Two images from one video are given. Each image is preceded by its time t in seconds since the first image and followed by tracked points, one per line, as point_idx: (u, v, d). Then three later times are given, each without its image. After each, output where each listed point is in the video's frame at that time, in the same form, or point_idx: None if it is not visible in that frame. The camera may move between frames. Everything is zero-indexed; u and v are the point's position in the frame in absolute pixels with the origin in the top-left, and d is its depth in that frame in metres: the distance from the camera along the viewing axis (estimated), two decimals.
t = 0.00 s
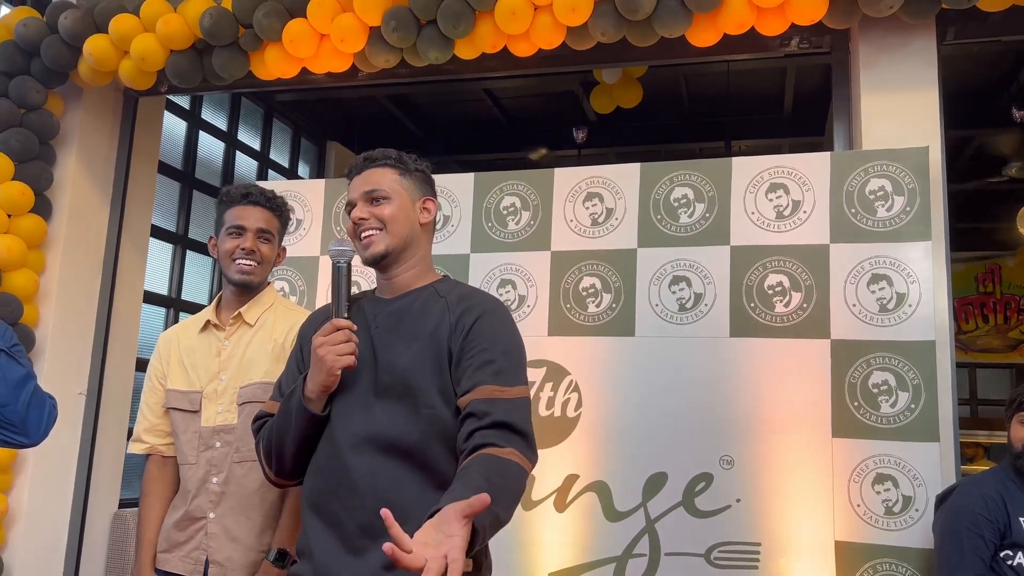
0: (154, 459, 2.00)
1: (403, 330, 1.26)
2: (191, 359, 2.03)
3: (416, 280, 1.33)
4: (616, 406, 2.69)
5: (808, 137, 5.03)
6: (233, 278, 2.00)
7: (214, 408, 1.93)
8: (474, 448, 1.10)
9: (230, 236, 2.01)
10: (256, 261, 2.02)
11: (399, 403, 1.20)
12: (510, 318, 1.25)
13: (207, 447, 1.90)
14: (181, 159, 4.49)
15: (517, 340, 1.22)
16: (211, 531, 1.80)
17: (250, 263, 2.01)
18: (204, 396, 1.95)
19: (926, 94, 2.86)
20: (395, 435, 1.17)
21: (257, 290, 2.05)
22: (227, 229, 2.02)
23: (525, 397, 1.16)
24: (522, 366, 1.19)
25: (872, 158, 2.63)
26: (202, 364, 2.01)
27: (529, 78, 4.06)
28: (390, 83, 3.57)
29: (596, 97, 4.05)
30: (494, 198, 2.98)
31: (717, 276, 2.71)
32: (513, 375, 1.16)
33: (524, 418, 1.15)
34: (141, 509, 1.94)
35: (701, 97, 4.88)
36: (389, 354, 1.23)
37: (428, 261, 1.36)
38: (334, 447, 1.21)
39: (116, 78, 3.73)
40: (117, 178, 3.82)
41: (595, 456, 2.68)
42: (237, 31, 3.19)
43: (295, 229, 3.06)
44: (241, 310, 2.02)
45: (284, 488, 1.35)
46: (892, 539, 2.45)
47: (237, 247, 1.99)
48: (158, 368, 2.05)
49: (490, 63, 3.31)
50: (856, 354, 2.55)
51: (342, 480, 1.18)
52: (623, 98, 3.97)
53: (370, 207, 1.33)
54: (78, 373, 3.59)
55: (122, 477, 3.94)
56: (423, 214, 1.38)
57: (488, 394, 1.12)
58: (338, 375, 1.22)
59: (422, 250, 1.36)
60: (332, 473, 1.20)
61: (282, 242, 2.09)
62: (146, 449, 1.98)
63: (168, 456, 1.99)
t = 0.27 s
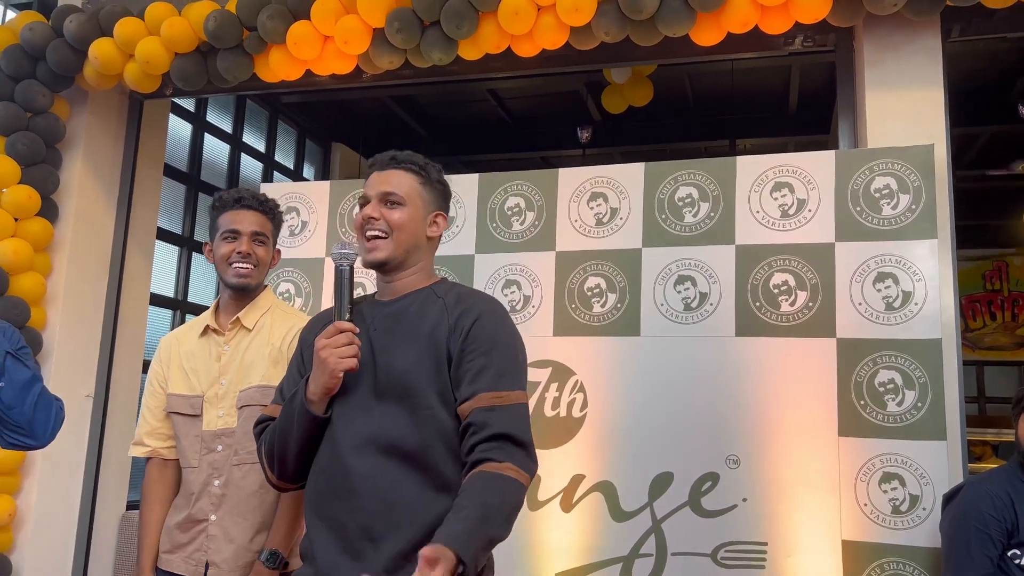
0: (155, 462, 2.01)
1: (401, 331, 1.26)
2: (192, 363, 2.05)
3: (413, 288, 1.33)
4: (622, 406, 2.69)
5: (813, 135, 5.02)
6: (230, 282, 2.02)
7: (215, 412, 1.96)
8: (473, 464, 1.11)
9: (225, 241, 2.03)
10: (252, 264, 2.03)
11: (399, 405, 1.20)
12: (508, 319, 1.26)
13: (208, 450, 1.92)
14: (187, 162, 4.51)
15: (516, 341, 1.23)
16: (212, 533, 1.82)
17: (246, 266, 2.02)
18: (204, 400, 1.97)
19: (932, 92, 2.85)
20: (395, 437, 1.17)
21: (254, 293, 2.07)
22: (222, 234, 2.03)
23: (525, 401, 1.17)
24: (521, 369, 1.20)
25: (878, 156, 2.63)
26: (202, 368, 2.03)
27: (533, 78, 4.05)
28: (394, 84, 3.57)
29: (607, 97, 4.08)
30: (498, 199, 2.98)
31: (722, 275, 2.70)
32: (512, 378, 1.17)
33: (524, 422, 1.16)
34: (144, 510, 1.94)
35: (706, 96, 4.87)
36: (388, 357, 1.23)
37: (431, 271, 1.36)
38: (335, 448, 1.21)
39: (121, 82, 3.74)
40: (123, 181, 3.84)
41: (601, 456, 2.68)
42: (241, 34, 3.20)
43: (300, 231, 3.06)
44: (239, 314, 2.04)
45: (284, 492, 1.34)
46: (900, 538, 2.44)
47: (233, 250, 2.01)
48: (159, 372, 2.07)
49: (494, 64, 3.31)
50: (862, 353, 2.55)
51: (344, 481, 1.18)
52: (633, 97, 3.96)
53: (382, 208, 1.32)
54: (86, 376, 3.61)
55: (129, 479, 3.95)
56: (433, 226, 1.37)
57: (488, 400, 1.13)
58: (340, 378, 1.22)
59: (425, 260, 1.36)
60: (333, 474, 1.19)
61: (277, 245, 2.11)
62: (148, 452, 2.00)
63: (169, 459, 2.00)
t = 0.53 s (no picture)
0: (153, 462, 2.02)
1: (389, 339, 1.25)
2: (191, 366, 2.08)
3: (399, 290, 1.34)
4: (627, 405, 2.69)
5: (819, 131, 5.00)
6: (229, 285, 2.07)
7: (214, 414, 1.98)
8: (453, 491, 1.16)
9: (224, 245, 2.10)
10: (251, 268, 2.09)
11: (388, 413, 1.21)
12: (494, 324, 1.27)
13: (207, 451, 1.94)
14: (193, 163, 4.52)
15: (501, 348, 1.23)
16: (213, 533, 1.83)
17: (246, 269, 2.08)
18: (203, 402, 2.00)
19: (937, 88, 2.84)
20: (390, 442, 1.18)
21: (252, 296, 2.12)
22: (222, 238, 2.10)
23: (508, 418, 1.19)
24: (507, 381, 1.21)
25: (883, 153, 2.62)
26: (201, 371, 2.06)
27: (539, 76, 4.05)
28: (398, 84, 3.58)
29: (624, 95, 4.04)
30: (503, 198, 2.98)
31: (728, 273, 2.70)
32: (498, 394, 1.19)
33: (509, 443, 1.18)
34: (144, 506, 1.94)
35: (711, 93, 4.86)
36: (374, 366, 1.23)
37: (419, 276, 1.37)
38: (328, 452, 1.21)
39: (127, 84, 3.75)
40: (129, 182, 3.85)
41: (607, 455, 2.68)
42: (246, 35, 3.20)
43: (306, 232, 3.07)
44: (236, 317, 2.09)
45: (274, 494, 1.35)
46: (909, 535, 2.43)
47: (233, 254, 2.07)
48: (158, 373, 2.09)
49: (498, 63, 3.31)
50: (868, 350, 2.54)
51: (340, 484, 1.18)
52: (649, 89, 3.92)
53: (382, 208, 1.34)
54: (94, 377, 3.62)
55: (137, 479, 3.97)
56: (427, 235, 1.39)
57: (474, 421, 1.16)
58: (331, 382, 1.21)
59: (414, 264, 1.37)
60: (328, 477, 1.19)
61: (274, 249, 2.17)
62: (146, 452, 2.01)
63: (167, 459, 2.01)
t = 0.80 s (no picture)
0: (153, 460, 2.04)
1: (396, 331, 1.25)
2: (192, 366, 2.10)
3: (404, 283, 1.34)
4: (633, 403, 2.69)
5: (825, 128, 4.98)
6: (229, 286, 2.12)
7: (214, 413, 2.00)
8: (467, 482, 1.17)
9: (224, 248, 2.15)
10: (251, 269, 2.14)
11: (392, 407, 1.21)
12: (501, 315, 1.28)
13: (208, 450, 1.97)
14: (200, 164, 4.54)
15: (508, 339, 1.25)
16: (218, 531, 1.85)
17: (246, 270, 2.13)
18: (204, 402, 2.02)
19: (944, 84, 2.83)
20: (392, 441, 1.18)
21: (252, 297, 2.17)
22: (221, 240, 2.15)
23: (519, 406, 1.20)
24: (517, 370, 1.23)
25: (890, 149, 2.61)
26: (202, 371, 2.08)
27: (544, 75, 4.05)
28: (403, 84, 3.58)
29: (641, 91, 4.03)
30: (508, 197, 2.98)
31: (734, 271, 2.69)
32: (507, 384, 1.20)
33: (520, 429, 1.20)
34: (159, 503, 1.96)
35: (716, 90, 4.85)
36: (381, 357, 1.23)
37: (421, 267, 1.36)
38: (328, 451, 1.21)
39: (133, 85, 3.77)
40: (136, 183, 3.87)
41: (613, 454, 2.68)
42: (251, 36, 3.21)
43: (313, 232, 3.08)
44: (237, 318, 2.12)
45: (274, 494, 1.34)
46: (916, 533, 2.43)
47: (232, 256, 2.13)
48: (160, 374, 2.12)
49: (503, 62, 3.32)
50: (875, 347, 2.53)
51: (340, 487, 1.19)
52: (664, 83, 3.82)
53: (378, 200, 1.33)
54: (102, 378, 3.64)
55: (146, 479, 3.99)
56: (424, 223, 1.39)
57: (484, 408, 1.18)
58: (333, 377, 1.20)
59: (416, 255, 1.36)
60: (328, 477, 1.20)
61: (274, 251, 2.23)
62: (147, 451, 2.04)
63: (169, 459, 2.04)
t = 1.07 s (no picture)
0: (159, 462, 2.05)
1: (405, 328, 1.25)
2: (199, 367, 2.11)
3: (417, 275, 1.34)
4: (640, 402, 2.68)
5: (831, 125, 4.97)
6: (230, 286, 2.14)
7: (221, 414, 2.01)
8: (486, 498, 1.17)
9: (224, 248, 2.17)
10: (251, 268, 2.15)
11: (400, 405, 1.20)
12: (515, 307, 1.29)
13: (215, 451, 1.98)
14: (206, 165, 4.55)
15: (525, 332, 1.25)
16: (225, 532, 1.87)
17: (246, 270, 2.14)
18: (212, 403, 2.03)
19: (951, 80, 2.81)
20: (397, 444, 1.17)
21: (255, 297, 2.17)
22: (221, 241, 2.17)
23: (534, 408, 1.20)
24: (535, 368, 1.23)
25: (896, 146, 2.60)
26: (209, 372, 2.09)
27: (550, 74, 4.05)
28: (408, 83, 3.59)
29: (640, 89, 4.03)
30: (514, 196, 2.98)
31: (740, 269, 2.69)
32: (523, 383, 1.20)
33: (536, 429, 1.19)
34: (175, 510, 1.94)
35: (722, 88, 4.84)
36: (391, 354, 1.23)
37: (434, 260, 1.37)
38: (329, 453, 1.20)
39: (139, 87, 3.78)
40: (143, 184, 3.88)
41: (620, 453, 2.68)
42: (257, 37, 3.22)
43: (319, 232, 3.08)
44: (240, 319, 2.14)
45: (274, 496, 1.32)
46: (924, 531, 2.43)
47: (232, 256, 2.15)
48: (167, 375, 2.12)
49: (508, 61, 3.32)
50: (882, 345, 2.52)
51: (338, 492, 1.17)
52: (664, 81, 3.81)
53: (393, 189, 1.33)
54: (110, 378, 3.66)
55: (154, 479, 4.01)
56: (439, 216, 1.39)
57: (501, 409, 1.18)
58: (340, 374, 1.19)
59: (429, 247, 1.37)
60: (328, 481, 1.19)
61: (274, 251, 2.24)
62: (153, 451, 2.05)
63: (175, 460, 2.06)
